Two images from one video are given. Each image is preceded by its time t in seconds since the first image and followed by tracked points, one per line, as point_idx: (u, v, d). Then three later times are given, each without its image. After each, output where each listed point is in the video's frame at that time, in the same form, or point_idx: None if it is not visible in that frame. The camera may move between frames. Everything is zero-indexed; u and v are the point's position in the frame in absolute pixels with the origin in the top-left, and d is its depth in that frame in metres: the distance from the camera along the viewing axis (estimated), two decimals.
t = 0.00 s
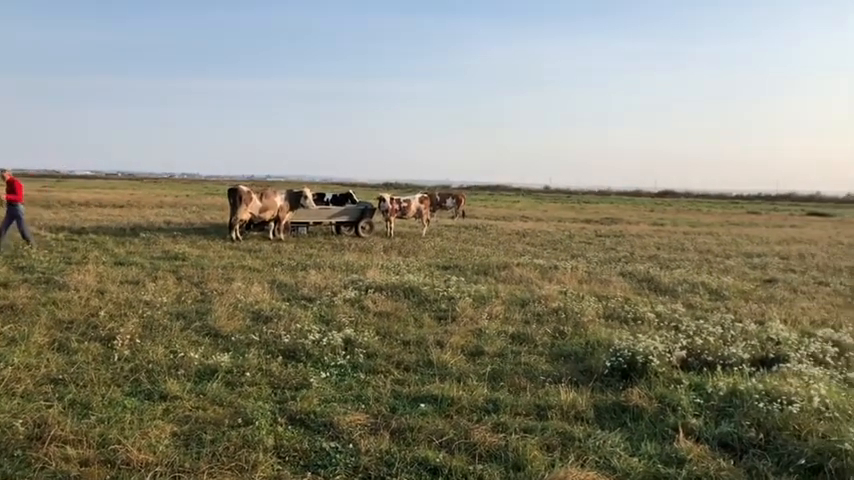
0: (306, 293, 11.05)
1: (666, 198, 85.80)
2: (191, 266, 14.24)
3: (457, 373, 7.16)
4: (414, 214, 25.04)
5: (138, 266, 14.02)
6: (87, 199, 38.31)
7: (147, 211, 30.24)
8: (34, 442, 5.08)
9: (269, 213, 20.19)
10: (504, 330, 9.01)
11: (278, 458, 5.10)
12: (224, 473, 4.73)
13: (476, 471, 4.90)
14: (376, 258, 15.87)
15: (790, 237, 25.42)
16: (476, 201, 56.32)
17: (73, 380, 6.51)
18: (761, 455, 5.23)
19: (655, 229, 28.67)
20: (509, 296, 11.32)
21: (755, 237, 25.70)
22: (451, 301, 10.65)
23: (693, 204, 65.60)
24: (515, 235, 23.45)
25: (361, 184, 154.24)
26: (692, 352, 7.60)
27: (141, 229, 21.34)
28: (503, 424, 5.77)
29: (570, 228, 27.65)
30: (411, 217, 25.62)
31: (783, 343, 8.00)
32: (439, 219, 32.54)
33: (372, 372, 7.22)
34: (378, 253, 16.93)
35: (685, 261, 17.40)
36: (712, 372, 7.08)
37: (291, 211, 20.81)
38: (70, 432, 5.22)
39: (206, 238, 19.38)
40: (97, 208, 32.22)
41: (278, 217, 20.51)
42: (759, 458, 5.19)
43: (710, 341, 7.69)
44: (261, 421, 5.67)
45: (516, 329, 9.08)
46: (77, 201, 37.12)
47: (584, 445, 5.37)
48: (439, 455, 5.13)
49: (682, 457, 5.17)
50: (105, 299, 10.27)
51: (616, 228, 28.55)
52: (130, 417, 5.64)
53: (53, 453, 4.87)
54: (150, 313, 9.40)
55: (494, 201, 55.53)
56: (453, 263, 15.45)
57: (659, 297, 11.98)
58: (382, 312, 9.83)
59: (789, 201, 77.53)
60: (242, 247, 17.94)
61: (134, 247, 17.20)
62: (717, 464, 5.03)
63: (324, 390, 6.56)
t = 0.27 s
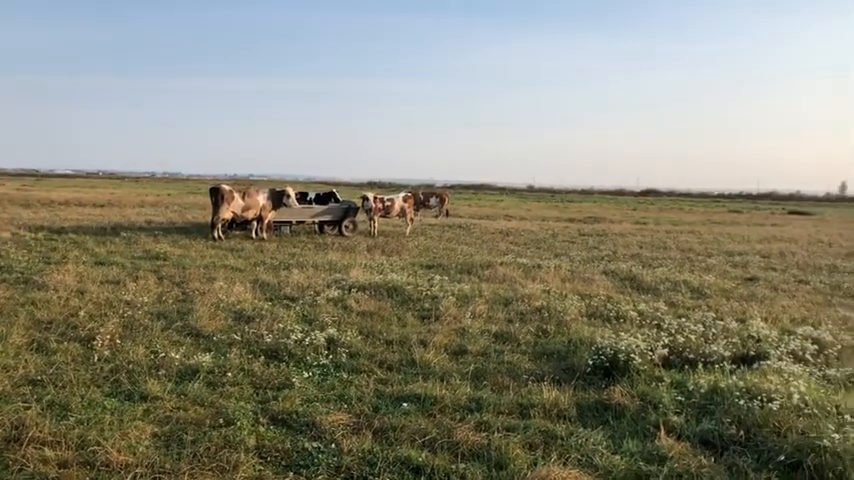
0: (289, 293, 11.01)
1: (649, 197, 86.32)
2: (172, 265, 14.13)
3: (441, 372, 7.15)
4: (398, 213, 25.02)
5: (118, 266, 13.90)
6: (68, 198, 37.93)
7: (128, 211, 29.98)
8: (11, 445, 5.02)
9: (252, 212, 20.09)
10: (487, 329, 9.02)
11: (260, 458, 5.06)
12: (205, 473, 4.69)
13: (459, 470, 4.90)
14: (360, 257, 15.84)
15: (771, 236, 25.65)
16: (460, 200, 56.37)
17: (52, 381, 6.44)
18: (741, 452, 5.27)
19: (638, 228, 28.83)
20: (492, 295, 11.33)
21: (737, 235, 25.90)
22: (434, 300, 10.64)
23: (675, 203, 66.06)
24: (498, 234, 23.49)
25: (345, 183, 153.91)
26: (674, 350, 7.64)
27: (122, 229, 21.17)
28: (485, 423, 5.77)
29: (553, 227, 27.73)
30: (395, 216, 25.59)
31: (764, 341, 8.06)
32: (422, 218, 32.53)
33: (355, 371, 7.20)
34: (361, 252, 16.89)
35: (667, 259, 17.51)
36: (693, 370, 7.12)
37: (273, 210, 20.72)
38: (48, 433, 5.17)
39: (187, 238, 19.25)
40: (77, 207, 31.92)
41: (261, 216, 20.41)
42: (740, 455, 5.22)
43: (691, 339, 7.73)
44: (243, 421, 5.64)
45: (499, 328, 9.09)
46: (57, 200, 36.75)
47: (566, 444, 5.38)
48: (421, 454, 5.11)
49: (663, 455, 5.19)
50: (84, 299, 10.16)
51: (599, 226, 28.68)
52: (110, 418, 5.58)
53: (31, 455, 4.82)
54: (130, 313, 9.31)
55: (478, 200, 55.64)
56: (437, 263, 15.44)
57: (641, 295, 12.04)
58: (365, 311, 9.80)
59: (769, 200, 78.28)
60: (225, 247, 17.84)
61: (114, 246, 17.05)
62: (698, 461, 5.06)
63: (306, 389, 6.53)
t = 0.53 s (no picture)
0: (270, 292, 10.96)
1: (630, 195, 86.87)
2: (152, 265, 14.02)
3: (422, 371, 7.15)
4: (380, 212, 24.99)
5: (98, 265, 13.76)
6: (46, 198, 37.56)
7: (107, 210, 29.70)
8: None
9: (232, 211, 19.98)
10: (469, 327, 9.03)
11: (240, 459, 5.04)
12: (184, 474, 4.66)
13: (440, 468, 4.90)
14: (342, 256, 15.80)
15: (750, 233, 25.90)
16: (442, 198, 56.45)
17: (29, 382, 6.37)
18: (719, 447, 5.31)
19: (618, 226, 29.00)
20: (474, 293, 11.35)
21: (716, 233, 26.13)
22: (416, 298, 10.64)
23: (656, 201, 66.54)
24: (480, 232, 23.54)
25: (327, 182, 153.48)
26: (654, 347, 7.69)
27: (101, 228, 20.96)
28: (467, 421, 5.78)
29: (535, 225, 27.83)
30: (377, 215, 25.55)
31: (742, 337, 8.14)
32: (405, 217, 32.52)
33: (336, 370, 7.18)
34: (343, 251, 16.85)
35: (647, 257, 17.63)
36: (673, 366, 7.18)
37: (255, 209, 20.62)
38: (24, 435, 5.11)
39: (167, 237, 19.10)
40: (55, 207, 31.56)
41: (242, 215, 20.31)
42: (718, 450, 5.27)
43: (671, 336, 7.79)
44: (223, 421, 5.60)
45: (480, 326, 9.10)
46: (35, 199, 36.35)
47: (547, 441, 5.40)
48: (402, 453, 5.11)
49: (643, 451, 5.22)
50: (62, 299, 10.05)
51: (580, 225, 28.83)
52: (88, 419, 5.53)
53: (6, 457, 4.76)
54: (109, 313, 9.22)
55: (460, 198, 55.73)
56: (419, 261, 15.44)
57: (622, 293, 12.12)
58: (346, 310, 9.78)
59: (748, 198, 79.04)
60: (205, 246, 17.73)
61: (93, 246, 16.89)
62: (677, 457, 5.09)
63: (287, 389, 6.51)
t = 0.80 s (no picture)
0: (250, 292, 10.90)
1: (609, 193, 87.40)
2: (130, 265, 13.89)
3: (402, 369, 7.14)
4: (360, 211, 24.93)
5: (74, 266, 13.61)
6: (21, 197, 37.11)
7: (84, 210, 29.38)
8: None
9: (211, 211, 19.84)
10: (449, 325, 9.03)
11: (219, 459, 5.00)
12: (162, 476, 4.62)
13: (420, 467, 4.90)
14: (322, 255, 15.74)
15: (728, 230, 26.16)
16: (423, 197, 56.48)
17: (3, 384, 6.28)
18: (697, 443, 5.35)
19: (598, 223, 29.16)
20: (454, 291, 11.36)
21: (695, 230, 26.36)
22: (396, 297, 10.63)
23: (635, 199, 67.00)
24: (460, 230, 23.57)
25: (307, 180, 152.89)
26: (633, 344, 7.74)
27: (78, 228, 20.72)
28: (447, 419, 5.78)
29: (515, 224, 27.91)
30: (357, 213, 25.49)
31: (720, 333, 8.22)
32: (385, 215, 32.48)
33: (316, 370, 7.16)
34: (324, 250, 16.79)
35: (626, 254, 17.74)
36: (651, 363, 7.22)
37: (234, 208, 20.49)
38: None
39: (146, 237, 18.93)
40: (31, 206, 31.17)
41: (221, 214, 20.17)
42: (696, 446, 5.31)
43: (650, 333, 7.85)
44: (202, 422, 5.56)
45: (461, 324, 9.11)
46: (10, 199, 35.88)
47: (527, 438, 5.42)
48: (382, 452, 5.11)
49: (622, 447, 5.26)
50: (38, 300, 9.92)
51: (560, 223, 28.94)
52: (64, 421, 5.46)
53: None
54: (86, 314, 9.12)
55: (441, 197, 55.81)
56: (400, 259, 15.42)
57: (601, 290, 12.18)
58: (326, 309, 9.75)
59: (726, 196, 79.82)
60: (184, 246, 17.60)
61: (70, 246, 16.69)
62: (655, 453, 5.13)
63: (266, 389, 6.47)
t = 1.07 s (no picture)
0: (227, 293, 10.82)
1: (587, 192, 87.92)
2: (105, 267, 13.74)
3: (381, 369, 7.12)
4: (339, 211, 24.86)
5: (48, 268, 13.43)
6: None
7: (59, 211, 29.02)
8: None
9: (188, 211, 19.68)
10: (428, 325, 9.03)
11: (195, 462, 4.96)
12: None
13: (398, 467, 4.89)
14: (300, 255, 15.67)
15: (704, 229, 26.41)
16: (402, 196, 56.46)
17: None
18: (674, 439, 5.39)
19: (576, 222, 29.31)
20: (433, 290, 11.36)
21: (672, 228, 26.58)
22: (375, 297, 10.60)
23: (613, 197, 67.46)
24: (440, 230, 23.58)
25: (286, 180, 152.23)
26: (610, 342, 7.79)
27: (53, 230, 20.46)
28: (425, 419, 5.78)
29: (494, 223, 27.97)
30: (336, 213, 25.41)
31: (696, 331, 8.29)
32: (364, 215, 32.41)
33: (294, 371, 7.12)
34: (302, 251, 16.71)
35: (604, 253, 17.85)
36: (628, 360, 7.27)
37: (211, 209, 20.34)
38: None
39: (121, 238, 18.73)
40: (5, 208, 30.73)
41: (199, 215, 20.02)
42: (673, 442, 5.35)
43: (627, 330, 7.90)
44: (178, 425, 5.51)
45: (440, 324, 9.11)
46: None
47: (505, 437, 5.43)
48: (360, 453, 5.09)
49: (599, 445, 5.28)
50: (11, 303, 9.78)
51: (539, 222, 29.06)
52: (37, 426, 5.38)
53: None
54: (60, 316, 9.00)
55: (420, 196, 55.83)
56: (379, 259, 15.39)
57: (579, 288, 12.24)
58: (305, 310, 9.70)
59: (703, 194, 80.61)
60: (161, 247, 17.43)
61: (44, 248, 16.47)
62: (632, 451, 5.16)
63: (244, 390, 6.43)
